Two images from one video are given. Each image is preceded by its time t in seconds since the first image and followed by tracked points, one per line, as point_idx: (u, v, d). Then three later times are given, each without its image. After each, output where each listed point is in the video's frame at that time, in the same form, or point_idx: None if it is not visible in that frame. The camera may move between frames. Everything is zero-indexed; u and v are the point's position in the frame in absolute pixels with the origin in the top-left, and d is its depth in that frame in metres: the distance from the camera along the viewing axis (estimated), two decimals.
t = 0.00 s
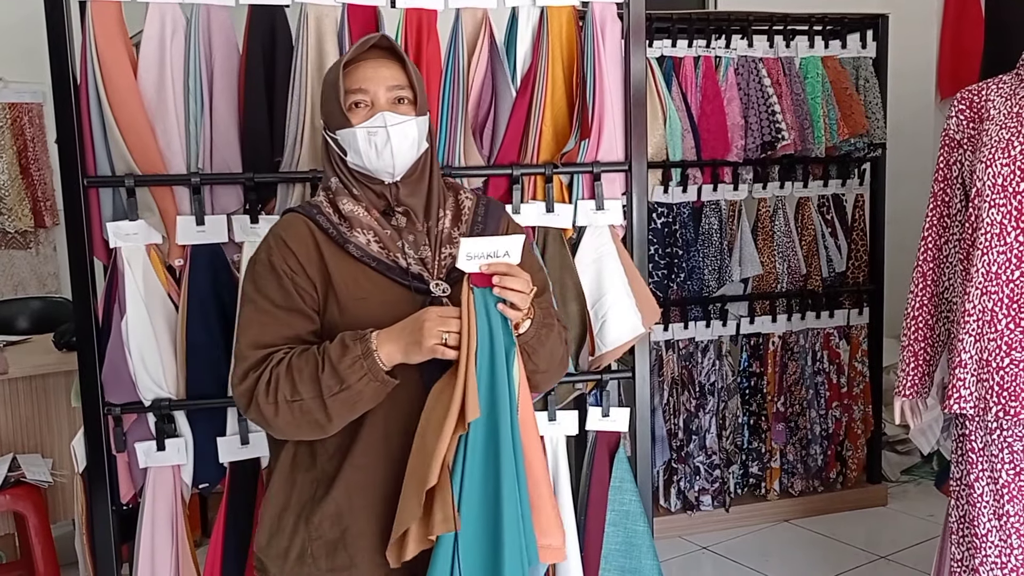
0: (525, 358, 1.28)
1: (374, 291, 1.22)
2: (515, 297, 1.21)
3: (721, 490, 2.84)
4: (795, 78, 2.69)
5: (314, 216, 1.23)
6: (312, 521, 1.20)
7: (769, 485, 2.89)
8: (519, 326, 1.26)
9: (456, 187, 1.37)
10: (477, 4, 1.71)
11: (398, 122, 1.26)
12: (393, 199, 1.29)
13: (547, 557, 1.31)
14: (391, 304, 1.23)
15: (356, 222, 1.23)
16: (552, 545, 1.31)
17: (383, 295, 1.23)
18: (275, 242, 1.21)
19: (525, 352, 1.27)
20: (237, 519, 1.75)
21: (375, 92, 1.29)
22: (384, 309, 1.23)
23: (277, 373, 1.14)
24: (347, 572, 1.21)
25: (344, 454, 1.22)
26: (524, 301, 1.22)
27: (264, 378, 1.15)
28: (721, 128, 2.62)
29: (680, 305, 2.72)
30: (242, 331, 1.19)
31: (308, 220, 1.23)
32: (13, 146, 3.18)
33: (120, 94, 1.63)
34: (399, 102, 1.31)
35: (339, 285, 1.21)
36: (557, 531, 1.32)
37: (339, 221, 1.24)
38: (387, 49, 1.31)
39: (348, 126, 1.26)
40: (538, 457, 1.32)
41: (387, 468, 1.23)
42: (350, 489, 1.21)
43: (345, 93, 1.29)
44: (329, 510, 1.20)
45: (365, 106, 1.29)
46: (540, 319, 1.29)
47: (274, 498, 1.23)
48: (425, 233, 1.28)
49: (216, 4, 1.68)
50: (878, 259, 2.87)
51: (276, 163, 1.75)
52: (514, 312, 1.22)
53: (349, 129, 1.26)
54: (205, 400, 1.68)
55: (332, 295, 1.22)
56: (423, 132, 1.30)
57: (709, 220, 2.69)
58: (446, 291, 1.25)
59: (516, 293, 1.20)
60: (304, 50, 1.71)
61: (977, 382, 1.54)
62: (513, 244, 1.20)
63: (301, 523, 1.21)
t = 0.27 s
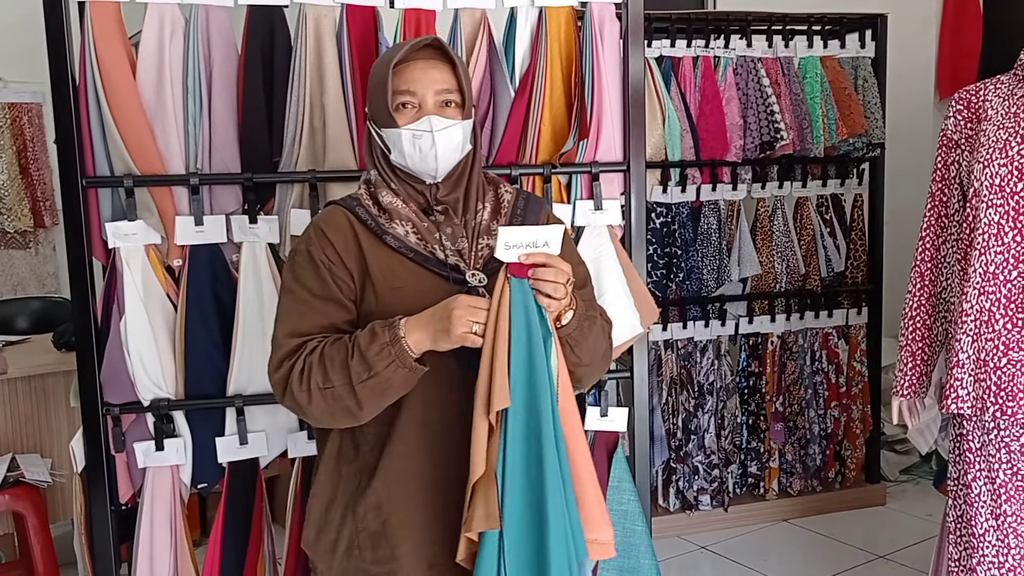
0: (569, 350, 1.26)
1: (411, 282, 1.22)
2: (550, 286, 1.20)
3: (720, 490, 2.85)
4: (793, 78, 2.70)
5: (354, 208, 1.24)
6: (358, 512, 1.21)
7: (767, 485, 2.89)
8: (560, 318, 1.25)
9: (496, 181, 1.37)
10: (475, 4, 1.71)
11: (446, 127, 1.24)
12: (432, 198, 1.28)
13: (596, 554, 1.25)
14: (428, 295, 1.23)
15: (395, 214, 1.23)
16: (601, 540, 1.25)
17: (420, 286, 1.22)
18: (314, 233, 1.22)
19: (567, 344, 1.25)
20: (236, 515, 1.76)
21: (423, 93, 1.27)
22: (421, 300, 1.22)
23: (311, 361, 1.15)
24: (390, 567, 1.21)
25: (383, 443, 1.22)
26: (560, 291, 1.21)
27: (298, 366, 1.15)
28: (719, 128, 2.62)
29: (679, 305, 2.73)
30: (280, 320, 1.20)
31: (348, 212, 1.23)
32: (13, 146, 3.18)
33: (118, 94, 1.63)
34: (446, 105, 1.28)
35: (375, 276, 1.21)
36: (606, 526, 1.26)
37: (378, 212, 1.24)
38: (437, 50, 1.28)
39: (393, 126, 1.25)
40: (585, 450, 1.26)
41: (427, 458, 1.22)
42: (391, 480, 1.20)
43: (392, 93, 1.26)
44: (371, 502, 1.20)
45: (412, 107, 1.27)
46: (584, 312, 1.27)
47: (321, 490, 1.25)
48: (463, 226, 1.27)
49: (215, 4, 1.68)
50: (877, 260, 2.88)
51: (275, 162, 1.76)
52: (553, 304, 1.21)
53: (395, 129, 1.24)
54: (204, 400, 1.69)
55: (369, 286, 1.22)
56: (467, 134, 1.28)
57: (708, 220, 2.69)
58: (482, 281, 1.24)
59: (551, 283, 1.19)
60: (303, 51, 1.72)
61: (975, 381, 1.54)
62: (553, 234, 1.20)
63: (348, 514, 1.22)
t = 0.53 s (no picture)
0: (604, 351, 1.23)
1: (438, 288, 1.22)
2: (582, 286, 1.17)
3: (719, 491, 2.85)
4: (791, 79, 2.69)
5: (382, 214, 1.24)
6: (385, 515, 1.22)
7: (767, 485, 2.89)
8: (594, 319, 1.23)
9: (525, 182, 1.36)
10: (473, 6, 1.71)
11: (471, 121, 1.24)
12: (461, 196, 1.28)
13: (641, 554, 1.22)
14: (455, 301, 1.22)
15: (421, 219, 1.23)
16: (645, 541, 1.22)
17: (446, 292, 1.22)
18: (343, 240, 1.22)
19: (603, 346, 1.23)
20: (234, 513, 1.77)
21: (450, 91, 1.27)
22: (448, 306, 1.22)
23: (339, 371, 1.16)
24: (416, 570, 1.21)
25: (409, 448, 1.23)
26: (592, 292, 1.18)
27: (328, 375, 1.16)
28: (718, 128, 2.62)
29: (677, 305, 2.72)
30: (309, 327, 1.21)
31: (376, 217, 1.23)
32: (12, 146, 3.17)
33: (117, 94, 1.62)
34: (473, 102, 1.28)
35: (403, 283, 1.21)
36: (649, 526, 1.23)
37: (405, 218, 1.24)
38: (465, 49, 1.29)
39: (420, 123, 1.26)
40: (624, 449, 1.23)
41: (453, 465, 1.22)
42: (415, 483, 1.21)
43: (419, 91, 1.27)
44: (396, 505, 1.21)
45: (439, 104, 1.27)
46: (619, 313, 1.25)
47: (350, 496, 1.26)
48: (490, 229, 1.27)
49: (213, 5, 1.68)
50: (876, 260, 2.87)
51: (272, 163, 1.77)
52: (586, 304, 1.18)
53: (421, 126, 1.25)
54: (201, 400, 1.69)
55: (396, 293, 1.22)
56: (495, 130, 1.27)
57: (707, 220, 2.69)
58: (508, 287, 1.23)
59: (585, 282, 1.16)
60: (301, 50, 1.72)
61: (972, 382, 1.54)
62: (591, 234, 1.17)
63: (375, 517, 1.24)
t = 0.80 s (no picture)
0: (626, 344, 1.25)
1: (440, 287, 1.21)
2: (613, 272, 1.16)
3: (719, 489, 2.85)
4: (791, 78, 2.70)
5: (391, 213, 1.25)
6: (393, 513, 1.23)
7: (767, 483, 2.89)
8: (618, 309, 1.23)
9: (534, 182, 1.35)
10: (473, 5, 1.71)
11: (482, 126, 1.24)
12: (470, 199, 1.28)
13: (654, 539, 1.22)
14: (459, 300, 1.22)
15: (428, 219, 1.24)
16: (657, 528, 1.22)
17: (451, 290, 1.22)
18: (349, 238, 1.23)
19: (625, 337, 1.24)
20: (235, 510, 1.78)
21: (461, 94, 1.27)
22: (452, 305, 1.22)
23: (329, 366, 1.17)
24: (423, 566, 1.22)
25: (413, 450, 1.23)
26: (622, 278, 1.17)
27: (320, 370, 1.17)
28: (718, 127, 2.62)
29: (677, 304, 2.72)
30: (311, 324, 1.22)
31: (384, 217, 1.24)
32: (12, 146, 3.18)
33: (119, 95, 1.63)
34: (485, 106, 1.28)
35: (406, 280, 1.21)
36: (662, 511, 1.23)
37: (412, 217, 1.25)
38: (478, 52, 1.28)
39: (432, 127, 1.26)
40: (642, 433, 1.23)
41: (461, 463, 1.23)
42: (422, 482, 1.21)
43: (431, 95, 1.27)
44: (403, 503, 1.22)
45: (451, 108, 1.27)
46: (640, 304, 1.25)
47: (357, 490, 1.27)
48: (497, 229, 1.26)
49: (213, 5, 1.68)
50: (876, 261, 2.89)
51: (273, 162, 1.77)
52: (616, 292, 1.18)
53: (432, 130, 1.25)
54: (202, 400, 1.70)
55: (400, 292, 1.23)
56: (506, 136, 1.27)
57: (707, 219, 2.69)
58: (513, 287, 1.23)
59: (614, 268, 1.16)
60: (302, 50, 1.73)
61: (971, 381, 1.55)
62: (621, 220, 1.15)
63: (383, 514, 1.25)
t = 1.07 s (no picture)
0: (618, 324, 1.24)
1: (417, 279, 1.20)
2: (611, 246, 1.16)
3: (717, 487, 2.85)
4: (789, 75, 2.70)
5: (368, 203, 1.23)
6: (363, 505, 1.22)
7: (764, 481, 2.89)
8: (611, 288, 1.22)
9: (513, 174, 1.34)
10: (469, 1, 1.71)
11: (462, 115, 1.24)
12: (448, 189, 1.28)
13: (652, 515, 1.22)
14: (434, 291, 1.21)
15: (406, 209, 1.23)
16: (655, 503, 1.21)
17: (427, 281, 1.21)
18: (325, 228, 1.22)
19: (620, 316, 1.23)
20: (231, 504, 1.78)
21: (441, 83, 1.29)
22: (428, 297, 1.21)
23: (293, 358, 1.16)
24: (395, 558, 1.21)
25: (386, 443, 1.22)
26: (620, 253, 1.16)
27: (285, 360, 1.16)
28: (715, 125, 2.62)
29: (674, 302, 2.72)
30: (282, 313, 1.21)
31: (361, 207, 1.23)
32: (8, 144, 3.18)
33: (114, 91, 1.63)
34: (464, 94, 1.30)
35: (382, 271, 1.20)
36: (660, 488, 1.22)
37: (390, 208, 1.23)
38: (457, 41, 1.30)
39: (411, 116, 1.26)
40: (641, 409, 1.22)
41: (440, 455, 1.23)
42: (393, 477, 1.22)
43: (411, 84, 1.28)
44: (375, 497, 1.21)
45: (430, 96, 1.28)
46: (630, 288, 1.25)
47: (329, 484, 1.25)
48: (476, 221, 1.25)
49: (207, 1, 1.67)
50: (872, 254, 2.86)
51: (269, 160, 1.77)
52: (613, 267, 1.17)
53: (413, 119, 1.26)
54: (198, 397, 1.69)
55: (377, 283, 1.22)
56: (485, 124, 1.28)
57: (704, 217, 2.69)
58: (491, 278, 1.22)
59: (612, 243, 1.15)
60: (296, 47, 1.72)
61: (968, 377, 1.55)
62: (619, 197, 1.15)
63: (354, 506, 1.23)
